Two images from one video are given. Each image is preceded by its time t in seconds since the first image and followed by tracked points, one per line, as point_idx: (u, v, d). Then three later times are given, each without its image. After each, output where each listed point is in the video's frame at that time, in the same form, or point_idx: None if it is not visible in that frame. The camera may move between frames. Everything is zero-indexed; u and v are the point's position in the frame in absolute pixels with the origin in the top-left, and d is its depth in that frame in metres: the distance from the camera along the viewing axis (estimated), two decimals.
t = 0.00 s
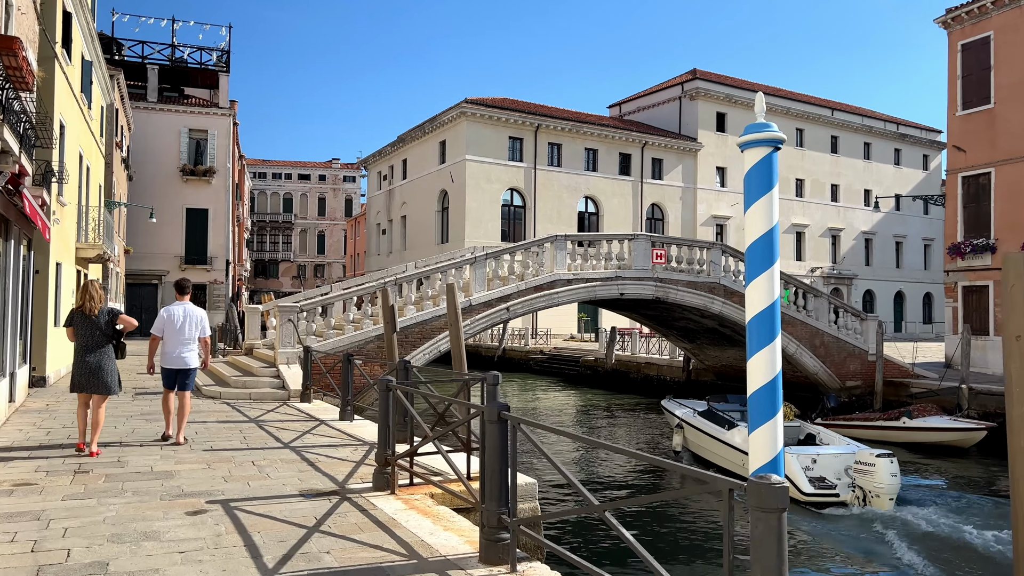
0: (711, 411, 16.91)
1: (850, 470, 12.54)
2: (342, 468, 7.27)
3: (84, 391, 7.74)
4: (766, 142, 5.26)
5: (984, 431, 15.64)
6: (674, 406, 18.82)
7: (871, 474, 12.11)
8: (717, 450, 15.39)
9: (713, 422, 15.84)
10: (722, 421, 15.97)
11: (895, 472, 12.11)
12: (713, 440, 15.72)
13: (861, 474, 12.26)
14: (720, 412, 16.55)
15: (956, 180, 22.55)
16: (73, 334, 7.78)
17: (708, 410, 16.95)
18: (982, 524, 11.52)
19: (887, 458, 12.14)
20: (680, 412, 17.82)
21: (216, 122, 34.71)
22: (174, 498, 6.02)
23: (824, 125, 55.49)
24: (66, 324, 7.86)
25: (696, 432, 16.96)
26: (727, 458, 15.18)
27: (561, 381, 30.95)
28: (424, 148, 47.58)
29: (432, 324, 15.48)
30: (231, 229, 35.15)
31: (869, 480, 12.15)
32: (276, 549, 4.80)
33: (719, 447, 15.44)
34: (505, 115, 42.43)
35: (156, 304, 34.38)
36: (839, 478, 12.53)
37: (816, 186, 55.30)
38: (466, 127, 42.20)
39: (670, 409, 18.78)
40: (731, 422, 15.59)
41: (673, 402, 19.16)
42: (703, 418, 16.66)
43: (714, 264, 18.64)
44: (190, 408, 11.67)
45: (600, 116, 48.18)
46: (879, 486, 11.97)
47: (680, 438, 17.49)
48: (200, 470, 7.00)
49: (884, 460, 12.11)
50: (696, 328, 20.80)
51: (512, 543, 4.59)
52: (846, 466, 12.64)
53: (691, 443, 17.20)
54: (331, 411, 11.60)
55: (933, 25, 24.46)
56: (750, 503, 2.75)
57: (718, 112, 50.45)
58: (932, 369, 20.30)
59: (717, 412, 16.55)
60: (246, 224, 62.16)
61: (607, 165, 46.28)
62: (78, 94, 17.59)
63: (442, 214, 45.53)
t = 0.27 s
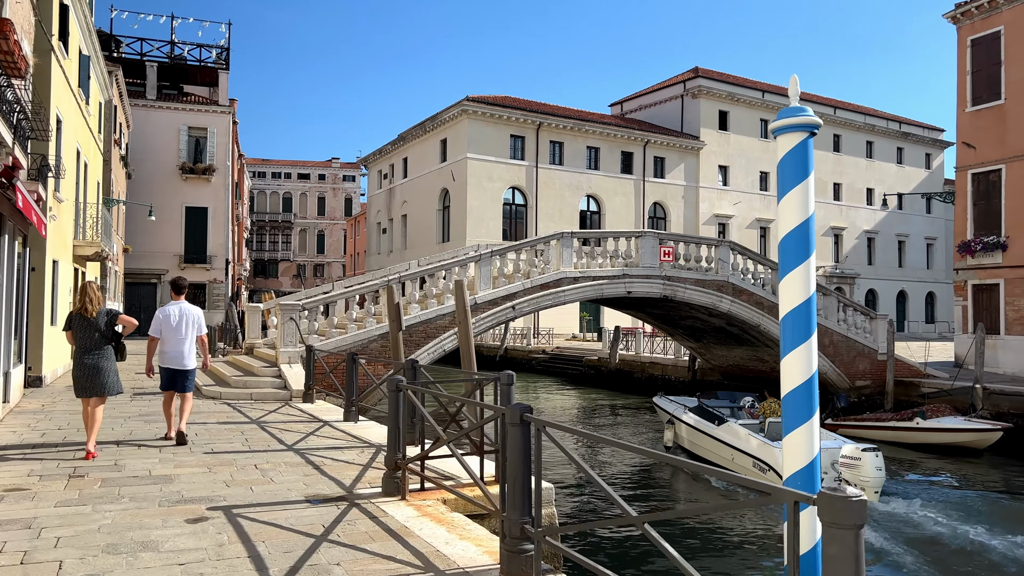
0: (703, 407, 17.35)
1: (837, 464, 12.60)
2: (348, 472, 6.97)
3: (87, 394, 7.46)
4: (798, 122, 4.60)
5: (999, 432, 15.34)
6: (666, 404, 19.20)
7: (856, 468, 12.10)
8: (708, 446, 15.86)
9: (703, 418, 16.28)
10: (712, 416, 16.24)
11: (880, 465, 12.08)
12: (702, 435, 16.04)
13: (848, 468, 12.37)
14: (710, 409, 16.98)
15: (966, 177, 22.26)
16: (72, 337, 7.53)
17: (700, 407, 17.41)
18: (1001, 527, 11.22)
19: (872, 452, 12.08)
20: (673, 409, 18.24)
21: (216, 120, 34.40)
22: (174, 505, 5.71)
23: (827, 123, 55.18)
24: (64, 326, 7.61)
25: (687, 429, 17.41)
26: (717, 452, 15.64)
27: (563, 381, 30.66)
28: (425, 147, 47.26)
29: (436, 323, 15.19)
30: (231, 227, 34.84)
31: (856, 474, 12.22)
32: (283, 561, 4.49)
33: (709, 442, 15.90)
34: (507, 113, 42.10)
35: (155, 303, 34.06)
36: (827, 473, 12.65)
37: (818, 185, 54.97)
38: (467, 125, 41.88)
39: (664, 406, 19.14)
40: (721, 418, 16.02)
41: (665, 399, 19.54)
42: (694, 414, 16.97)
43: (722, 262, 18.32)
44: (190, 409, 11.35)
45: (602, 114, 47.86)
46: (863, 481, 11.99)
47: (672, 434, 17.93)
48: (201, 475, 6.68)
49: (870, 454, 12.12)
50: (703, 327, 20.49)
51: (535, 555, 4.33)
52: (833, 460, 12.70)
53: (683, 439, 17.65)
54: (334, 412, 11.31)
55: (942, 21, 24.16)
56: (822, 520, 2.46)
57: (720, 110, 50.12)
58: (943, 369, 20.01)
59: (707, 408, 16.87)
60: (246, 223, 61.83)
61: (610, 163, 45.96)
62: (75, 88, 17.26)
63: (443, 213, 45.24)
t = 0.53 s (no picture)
0: (693, 406, 17.63)
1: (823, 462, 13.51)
2: (357, 480, 6.69)
3: (83, 390, 7.37)
4: (837, 109, 3.87)
5: (1016, 434, 15.04)
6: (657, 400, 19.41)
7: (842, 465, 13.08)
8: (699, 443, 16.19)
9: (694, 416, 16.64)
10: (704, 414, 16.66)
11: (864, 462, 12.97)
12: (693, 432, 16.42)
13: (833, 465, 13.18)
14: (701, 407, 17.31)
15: (976, 175, 21.98)
16: (73, 334, 7.46)
17: (691, 405, 17.72)
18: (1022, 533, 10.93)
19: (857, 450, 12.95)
20: (664, 407, 18.51)
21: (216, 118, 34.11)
22: (174, 518, 5.41)
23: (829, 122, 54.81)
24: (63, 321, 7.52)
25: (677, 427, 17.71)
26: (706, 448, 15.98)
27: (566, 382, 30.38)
28: (426, 146, 46.97)
29: (441, 324, 14.92)
30: (231, 227, 34.55)
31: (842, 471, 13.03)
32: None
33: (699, 439, 16.23)
34: (509, 111, 41.78)
35: (155, 303, 33.77)
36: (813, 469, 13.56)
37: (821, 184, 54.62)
38: (469, 124, 41.57)
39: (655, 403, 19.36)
40: (711, 415, 16.35)
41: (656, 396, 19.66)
42: (685, 412, 17.35)
43: (730, 261, 18.04)
44: (190, 411, 11.05)
45: (605, 113, 47.55)
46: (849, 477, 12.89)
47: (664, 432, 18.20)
48: (203, 483, 6.40)
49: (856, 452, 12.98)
50: (710, 328, 20.21)
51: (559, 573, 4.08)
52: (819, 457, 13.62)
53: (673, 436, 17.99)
54: (339, 416, 11.04)
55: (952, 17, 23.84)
56: (908, 550, 2.17)
57: (723, 109, 49.80)
58: (954, 370, 19.73)
59: (698, 408, 17.22)
60: (246, 223, 61.50)
61: (612, 162, 45.65)
62: (74, 85, 16.97)
63: (445, 212, 44.98)
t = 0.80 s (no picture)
0: (683, 398, 17.67)
1: (809, 454, 13.82)
2: (363, 483, 6.40)
3: (85, 390, 7.19)
4: (878, 88, 3.72)
5: None
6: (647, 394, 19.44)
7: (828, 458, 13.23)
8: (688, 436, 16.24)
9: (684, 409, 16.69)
10: (692, 408, 16.73)
11: (849, 455, 13.22)
12: (683, 426, 16.46)
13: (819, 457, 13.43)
14: (690, 400, 17.34)
15: (986, 171, 21.67)
16: (74, 333, 7.31)
17: (680, 398, 17.73)
18: None
19: (843, 443, 13.18)
20: (654, 400, 18.53)
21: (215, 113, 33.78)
22: (172, 524, 5.12)
23: (832, 119, 54.48)
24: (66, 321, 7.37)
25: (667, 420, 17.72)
26: (695, 441, 16.04)
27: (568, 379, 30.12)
28: (427, 142, 46.64)
29: (445, 321, 14.63)
30: (231, 222, 34.22)
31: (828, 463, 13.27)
32: None
33: (689, 432, 16.28)
34: (511, 107, 41.44)
35: (154, 300, 33.43)
36: (798, 461, 13.89)
37: (823, 181, 54.29)
38: (471, 119, 41.25)
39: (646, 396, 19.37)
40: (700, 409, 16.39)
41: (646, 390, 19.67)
42: (674, 406, 17.38)
43: (739, 257, 17.75)
44: (189, 410, 10.76)
45: (607, 108, 47.22)
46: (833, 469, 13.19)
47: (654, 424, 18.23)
48: (202, 486, 6.12)
49: (840, 445, 13.18)
50: (717, 325, 19.93)
51: None
52: (806, 449, 13.89)
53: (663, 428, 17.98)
54: (343, 415, 10.75)
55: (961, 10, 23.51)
56: None
57: (726, 105, 49.46)
58: (964, 368, 19.46)
59: (687, 401, 17.26)
60: (245, 220, 61.13)
61: (614, 158, 45.31)
62: (71, 77, 16.66)
63: (446, 209, 44.65)
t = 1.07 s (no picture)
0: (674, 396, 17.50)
1: (797, 450, 13.75)
2: (373, 493, 6.09)
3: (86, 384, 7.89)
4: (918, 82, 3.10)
5: None
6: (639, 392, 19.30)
7: (816, 453, 13.21)
8: (679, 433, 16.08)
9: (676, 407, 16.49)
10: (684, 405, 16.51)
11: (837, 451, 13.15)
12: (674, 423, 16.28)
13: (806, 453, 13.38)
14: (682, 397, 17.02)
15: (998, 168, 21.35)
16: (79, 331, 7.94)
17: (672, 396, 17.33)
18: None
19: (831, 439, 13.15)
20: (647, 398, 18.35)
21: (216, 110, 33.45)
22: (173, 539, 4.83)
23: (836, 115, 54.12)
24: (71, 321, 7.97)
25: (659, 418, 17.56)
26: (686, 438, 15.86)
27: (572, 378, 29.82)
28: (429, 139, 46.32)
29: (451, 320, 14.32)
30: (231, 220, 33.92)
31: (816, 458, 13.23)
32: None
33: (679, 429, 16.12)
34: (513, 103, 41.10)
35: (154, 299, 33.11)
36: (787, 457, 13.80)
37: (827, 178, 53.91)
38: (473, 116, 40.90)
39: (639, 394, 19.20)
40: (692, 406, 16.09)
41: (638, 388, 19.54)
42: (666, 403, 17.10)
43: (749, 254, 17.44)
44: (189, 412, 10.47)
45: (610, 105, 46.83)
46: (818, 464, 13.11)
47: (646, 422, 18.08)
48: (205, 497, 5.83)
49: (828, 440, 13.14)
50: (726, 323, 19.63)
51: None
52: (794, 445, 13.83)
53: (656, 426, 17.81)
54: (348, 417, 10.45)
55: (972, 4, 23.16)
56: None
57: (730, 102, 49.09)
58: (977, 368, 19.17)
59: (678, 398, 17.04)
60: (246, 217, 60.84)
61: (618, 155, 44.91)
62: (68, 72, 16.34)
63: (448, 206, 44.34)
